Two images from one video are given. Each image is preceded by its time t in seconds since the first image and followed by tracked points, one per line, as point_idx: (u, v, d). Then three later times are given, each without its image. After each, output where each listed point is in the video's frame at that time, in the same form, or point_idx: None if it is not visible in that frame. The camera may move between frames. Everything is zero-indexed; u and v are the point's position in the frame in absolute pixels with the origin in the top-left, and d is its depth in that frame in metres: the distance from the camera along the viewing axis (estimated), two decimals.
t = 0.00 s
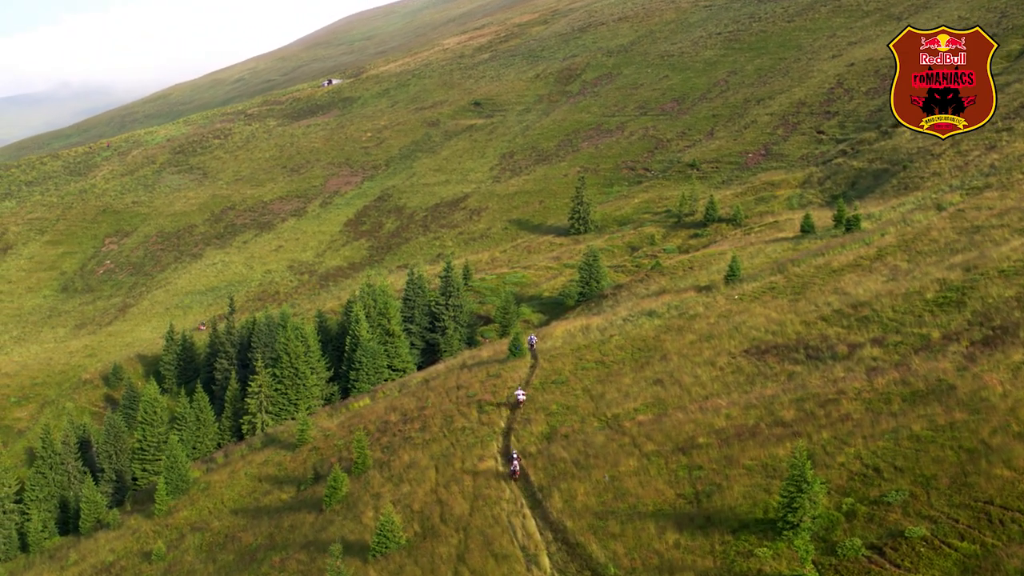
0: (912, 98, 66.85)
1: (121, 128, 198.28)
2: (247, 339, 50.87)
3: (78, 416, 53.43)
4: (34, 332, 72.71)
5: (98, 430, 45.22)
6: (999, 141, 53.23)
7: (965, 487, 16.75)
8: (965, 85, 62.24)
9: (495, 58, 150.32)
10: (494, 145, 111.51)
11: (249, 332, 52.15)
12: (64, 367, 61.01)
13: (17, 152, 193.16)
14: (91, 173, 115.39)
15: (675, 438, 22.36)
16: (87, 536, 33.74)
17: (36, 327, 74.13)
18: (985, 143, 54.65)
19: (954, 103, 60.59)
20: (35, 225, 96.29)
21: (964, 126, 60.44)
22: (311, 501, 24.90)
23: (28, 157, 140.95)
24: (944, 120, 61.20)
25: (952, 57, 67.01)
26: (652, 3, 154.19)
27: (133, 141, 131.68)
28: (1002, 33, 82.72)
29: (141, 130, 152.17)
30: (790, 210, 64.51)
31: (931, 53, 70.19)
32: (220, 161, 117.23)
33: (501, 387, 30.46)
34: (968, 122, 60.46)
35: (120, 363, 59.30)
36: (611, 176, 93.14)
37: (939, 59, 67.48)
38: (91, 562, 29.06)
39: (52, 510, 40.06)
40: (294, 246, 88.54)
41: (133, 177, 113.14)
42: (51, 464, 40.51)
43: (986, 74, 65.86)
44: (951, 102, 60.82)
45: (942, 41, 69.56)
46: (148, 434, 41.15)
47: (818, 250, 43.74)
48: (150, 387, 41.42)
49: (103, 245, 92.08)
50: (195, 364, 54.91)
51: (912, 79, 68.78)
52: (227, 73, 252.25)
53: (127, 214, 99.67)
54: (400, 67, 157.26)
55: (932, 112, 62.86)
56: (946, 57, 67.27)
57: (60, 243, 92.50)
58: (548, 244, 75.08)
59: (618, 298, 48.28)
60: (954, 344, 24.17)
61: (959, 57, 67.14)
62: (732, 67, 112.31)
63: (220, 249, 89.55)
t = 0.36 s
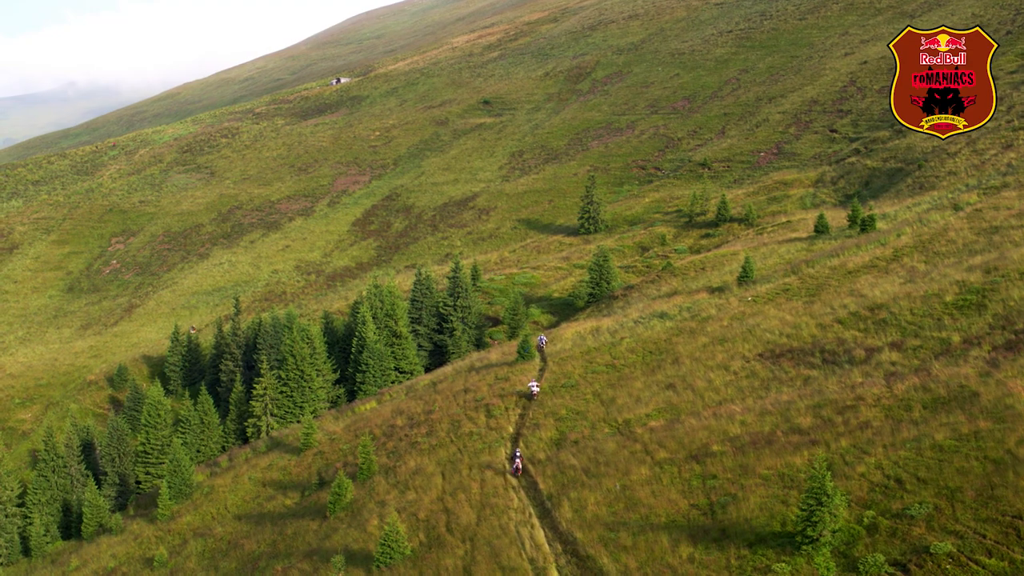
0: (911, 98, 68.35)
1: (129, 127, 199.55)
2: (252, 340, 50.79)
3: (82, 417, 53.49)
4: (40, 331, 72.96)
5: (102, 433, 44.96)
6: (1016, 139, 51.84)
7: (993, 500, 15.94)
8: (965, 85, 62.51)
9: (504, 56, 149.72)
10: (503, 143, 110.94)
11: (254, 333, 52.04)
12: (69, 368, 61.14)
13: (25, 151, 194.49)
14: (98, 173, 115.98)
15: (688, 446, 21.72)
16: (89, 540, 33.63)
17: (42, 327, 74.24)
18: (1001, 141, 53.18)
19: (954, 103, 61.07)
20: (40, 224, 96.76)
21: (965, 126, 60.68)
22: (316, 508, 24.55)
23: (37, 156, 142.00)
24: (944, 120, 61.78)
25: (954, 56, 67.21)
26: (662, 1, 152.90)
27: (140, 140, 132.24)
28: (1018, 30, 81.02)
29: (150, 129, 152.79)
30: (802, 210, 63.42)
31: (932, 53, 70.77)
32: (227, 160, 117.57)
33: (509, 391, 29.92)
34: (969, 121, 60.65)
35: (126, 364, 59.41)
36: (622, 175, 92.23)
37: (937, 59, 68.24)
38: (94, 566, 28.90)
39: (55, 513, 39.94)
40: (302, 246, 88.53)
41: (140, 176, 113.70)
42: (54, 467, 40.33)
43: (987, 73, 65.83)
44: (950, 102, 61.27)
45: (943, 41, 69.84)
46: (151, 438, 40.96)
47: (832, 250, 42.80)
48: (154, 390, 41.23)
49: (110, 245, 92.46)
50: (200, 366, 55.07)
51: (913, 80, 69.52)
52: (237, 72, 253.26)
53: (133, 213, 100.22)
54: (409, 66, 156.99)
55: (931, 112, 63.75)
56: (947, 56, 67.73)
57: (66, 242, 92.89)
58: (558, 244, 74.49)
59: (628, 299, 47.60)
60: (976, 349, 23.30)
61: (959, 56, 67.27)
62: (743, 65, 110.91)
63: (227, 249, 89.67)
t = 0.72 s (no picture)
0: (911, 98, 68.87)
1: (131, 128, 200.24)
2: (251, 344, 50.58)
3: (81, 421, 53.44)
4: (40, 333, 73.00)
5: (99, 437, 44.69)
6: None
7: (1015, 515, 15.24)
8: (966, 85, 62.96)
9: (508, 56, 149.30)
10: (507, 143, 110.51)
11: (254, 336, 51.77)
12: (68, 370, 61.06)
13: (29, 151, 195.67)
14: (99, 173, 116.37)
15: (696, 455, 21.13)
16: (86, 547, 33.38)
17: (41, 328, 74.35)
18: (1012, 141, 52.39)
19: (954, 104, 61.83)
20: (41, 225, 97.05)
21: (965, 126, 61.34)
22: (316, 516, 24.14)
23: (40, 156, 142.62)
24: (944, 120, 62.50)
25: (955, 57, 67.21)
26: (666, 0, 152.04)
27: (141, 141, 132.68)
28: None
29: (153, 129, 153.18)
30: (809, 211, 62.57)
31: (934, 52, 70.64)
32: (229, 161, 117.77)
33: (512, 397, 29.43)
34: (969, 121, 61.30)
35: (125, 366, 59.34)
36: (626, 175, 91.54)
37: (938, 59, 68.34)
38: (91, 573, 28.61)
39: (52, 519, 39.77)
40: (303, 247, 88.44)
41: (141, 176, 114.06)
42: (51, 472, 40.08)
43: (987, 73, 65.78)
44: (950, 102, 62.06)
45: (944, 41, 69.86)
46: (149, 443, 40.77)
47: (840, 253, 42.05)
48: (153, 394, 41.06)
49: (110, 246, 92.65)
50: (200, 369, 55.02)
51: (914, 81, 70.11)
52: (240, 72, 253.88)
53: (134, 214, 100.49)
54: (412, 66, 156.83)
55: (932, 112, 64.43)
56: (948, 57, 67.89)
57: (66, 244, 93.17)
58: (562, 246, 73.98)
59: (633, 302, 47.02)
60: (992, 355, 22.58)
61: (960, 57, 67.29)
62: (749, 64, 109.92)
63: (228, 250, 89.68)
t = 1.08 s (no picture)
0: (911, 98, 68.30)
1: (130, 127, 200.56)
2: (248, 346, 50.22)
3: (75, 424, 53.37)
4: (35, 335, 72.89)
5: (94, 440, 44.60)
6: None
7: None
8: (966, 85, 61.91)
9: (508, 55, 148.79)
10: (507, 143, 110.01)
11: (250, 338, 51.39)
12: (63, 372, 60.90)
13: (28, 151, 196.30)
14: (96, 173, 116.49)
15: (701, 465, 20.54)
16: (80, 553, 33.12)
17: (37, 330, 74.30)
18: (1019, 141, 51.59)
19: (954, 103, 60.78)
20: (37, 226, 97.07)
21: (965, 126, 61.15)
22: (311, 525, 23.71)
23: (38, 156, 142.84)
24: (943, 120, 61.74)
25: (954, 57, 66.11)
26: None
27: (138, 141, 132.86)
28: None
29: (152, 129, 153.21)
30: (813, 212, 61.77)
31: (934, 52, 69.30)
32: (227, 161, 117.77)
33: (512, 402, 28.89)
34: (969, 122, 61.05)
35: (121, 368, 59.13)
36: (627, 175, 90.84)
37: (938, 58, 67.02)
38: None
39: (45, 525, 39.51)
40: (301, 247, 88.20)
41: (138, 176, 114.07)
42: (45, 477, 39.86)
43: (987, 73, 64.97)
44: (950, 102, 60.96)
45: (943, 41, 68.57)
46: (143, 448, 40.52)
47: (845, 254, 41.34)
48: (149, 398, 40.74)
49: (107, 246, 92.69)
50: (196, 371, 54.76)
51: (913, 80, 69.42)
52: (239, 71, 254.21)
53: (131, 214, 100.48)
54: (411, 65, 156.58)
55: (931, 112, 63.75)
56: (947, 57, 66.65)
57: (62, 244, 93.20)
58: (562, 246, 73.44)
59: (634, 305, 46.43)
60: (1007, 361, 21.88)
61: (960, 57, 66.23)
62: (750, 63, 109.02)
63: (225, 251, 89.54)
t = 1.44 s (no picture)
0: (911, 98, 66.89)
1: (130, 128, 201.29)
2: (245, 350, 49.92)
3: (70, 429, 53.28)
4: (31, 338, 72.91)
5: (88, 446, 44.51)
6: None
7: None
8: (966, 86, 61.19)
9: (508, 55, 148.40)
10: (508, 144, 109.61)
11: (247, 342, 51.09)
12: (59, 376, 60.78)
13: (28, 153, 197.38)
14: (93, 174, 116.77)
15: (707, 476, 19.96)
16: (73, 561, 32.86)
17: (33, 333, 74.34)
18: None
19: (954, 104, 60.32)
20: (34, 228, 97.29)
21: (965, 126, 61.13)
22: (307, 535, 23.29)
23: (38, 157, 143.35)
24: (944, 120, 61.23)
25: (954, 57, 65.12)
26: None
27: (136, 142, 133.28)
28: None
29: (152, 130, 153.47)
30: (817, 213, 61.03)
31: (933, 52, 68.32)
32: (226, 162, 117.92)
33: (512, 409, 28.35)
34: (969, 122, 61.04)
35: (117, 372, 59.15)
36: (628, 176, 90.21)
37: (937, 58, 65.96)
38: None
39: (38, 532, 39.35)
40: (298, 250, 88.05)
41: (136, 177, 114.22)
42: (38, 483, 39.64)
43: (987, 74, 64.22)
44: (950, 102, 60.45)
45: (943, 40, 67.64)
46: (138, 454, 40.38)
47: (851, 257, 40.63)
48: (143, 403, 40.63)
49: (104, 248, 92.83)
50: (192, 375, 54.55)
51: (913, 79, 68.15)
52: (239, 73, 254.61)
53: (129, 216, 100.58)
54: (411, 65, 156.46)
55: (931, 112, 62.83)
56: (947, 57, 65.61)
57: (59, 246, 93.38)
58: (563, 248, 72.95)
59: (635, 309, 45.86)
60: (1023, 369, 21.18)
61: (959, 57, 65.27)
62: (753, 64, 108.18)
63: (222, 253, 89.49)
